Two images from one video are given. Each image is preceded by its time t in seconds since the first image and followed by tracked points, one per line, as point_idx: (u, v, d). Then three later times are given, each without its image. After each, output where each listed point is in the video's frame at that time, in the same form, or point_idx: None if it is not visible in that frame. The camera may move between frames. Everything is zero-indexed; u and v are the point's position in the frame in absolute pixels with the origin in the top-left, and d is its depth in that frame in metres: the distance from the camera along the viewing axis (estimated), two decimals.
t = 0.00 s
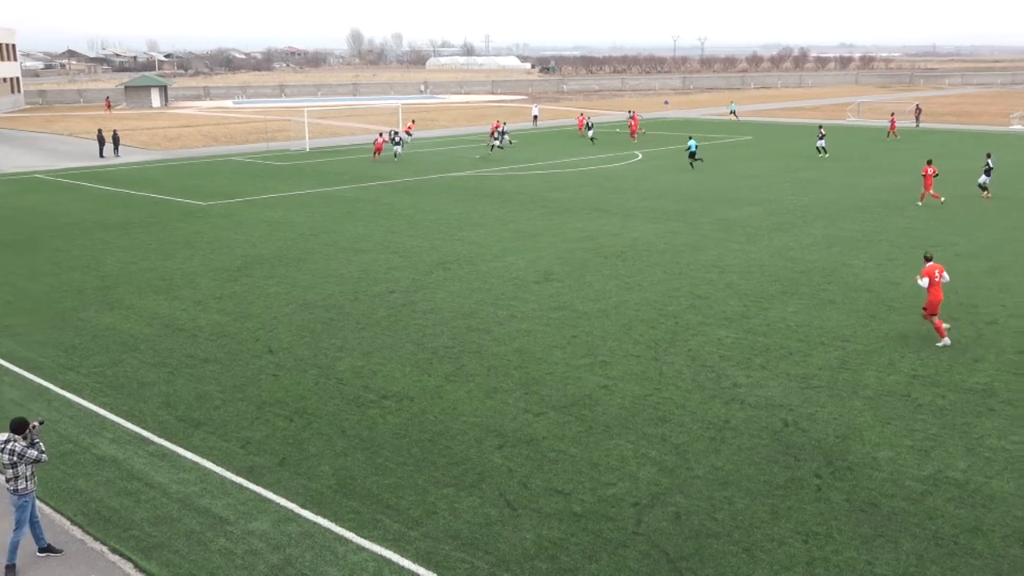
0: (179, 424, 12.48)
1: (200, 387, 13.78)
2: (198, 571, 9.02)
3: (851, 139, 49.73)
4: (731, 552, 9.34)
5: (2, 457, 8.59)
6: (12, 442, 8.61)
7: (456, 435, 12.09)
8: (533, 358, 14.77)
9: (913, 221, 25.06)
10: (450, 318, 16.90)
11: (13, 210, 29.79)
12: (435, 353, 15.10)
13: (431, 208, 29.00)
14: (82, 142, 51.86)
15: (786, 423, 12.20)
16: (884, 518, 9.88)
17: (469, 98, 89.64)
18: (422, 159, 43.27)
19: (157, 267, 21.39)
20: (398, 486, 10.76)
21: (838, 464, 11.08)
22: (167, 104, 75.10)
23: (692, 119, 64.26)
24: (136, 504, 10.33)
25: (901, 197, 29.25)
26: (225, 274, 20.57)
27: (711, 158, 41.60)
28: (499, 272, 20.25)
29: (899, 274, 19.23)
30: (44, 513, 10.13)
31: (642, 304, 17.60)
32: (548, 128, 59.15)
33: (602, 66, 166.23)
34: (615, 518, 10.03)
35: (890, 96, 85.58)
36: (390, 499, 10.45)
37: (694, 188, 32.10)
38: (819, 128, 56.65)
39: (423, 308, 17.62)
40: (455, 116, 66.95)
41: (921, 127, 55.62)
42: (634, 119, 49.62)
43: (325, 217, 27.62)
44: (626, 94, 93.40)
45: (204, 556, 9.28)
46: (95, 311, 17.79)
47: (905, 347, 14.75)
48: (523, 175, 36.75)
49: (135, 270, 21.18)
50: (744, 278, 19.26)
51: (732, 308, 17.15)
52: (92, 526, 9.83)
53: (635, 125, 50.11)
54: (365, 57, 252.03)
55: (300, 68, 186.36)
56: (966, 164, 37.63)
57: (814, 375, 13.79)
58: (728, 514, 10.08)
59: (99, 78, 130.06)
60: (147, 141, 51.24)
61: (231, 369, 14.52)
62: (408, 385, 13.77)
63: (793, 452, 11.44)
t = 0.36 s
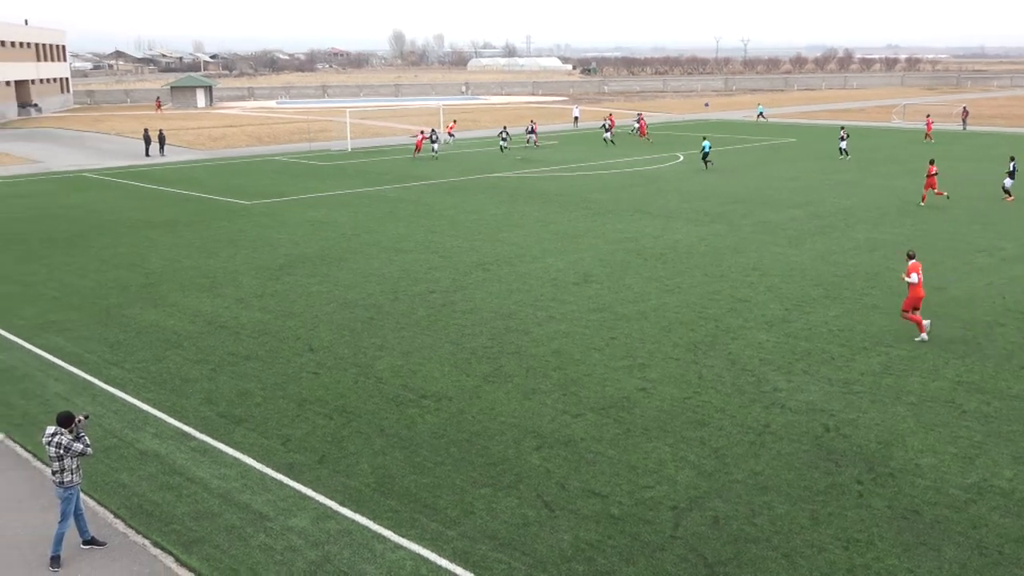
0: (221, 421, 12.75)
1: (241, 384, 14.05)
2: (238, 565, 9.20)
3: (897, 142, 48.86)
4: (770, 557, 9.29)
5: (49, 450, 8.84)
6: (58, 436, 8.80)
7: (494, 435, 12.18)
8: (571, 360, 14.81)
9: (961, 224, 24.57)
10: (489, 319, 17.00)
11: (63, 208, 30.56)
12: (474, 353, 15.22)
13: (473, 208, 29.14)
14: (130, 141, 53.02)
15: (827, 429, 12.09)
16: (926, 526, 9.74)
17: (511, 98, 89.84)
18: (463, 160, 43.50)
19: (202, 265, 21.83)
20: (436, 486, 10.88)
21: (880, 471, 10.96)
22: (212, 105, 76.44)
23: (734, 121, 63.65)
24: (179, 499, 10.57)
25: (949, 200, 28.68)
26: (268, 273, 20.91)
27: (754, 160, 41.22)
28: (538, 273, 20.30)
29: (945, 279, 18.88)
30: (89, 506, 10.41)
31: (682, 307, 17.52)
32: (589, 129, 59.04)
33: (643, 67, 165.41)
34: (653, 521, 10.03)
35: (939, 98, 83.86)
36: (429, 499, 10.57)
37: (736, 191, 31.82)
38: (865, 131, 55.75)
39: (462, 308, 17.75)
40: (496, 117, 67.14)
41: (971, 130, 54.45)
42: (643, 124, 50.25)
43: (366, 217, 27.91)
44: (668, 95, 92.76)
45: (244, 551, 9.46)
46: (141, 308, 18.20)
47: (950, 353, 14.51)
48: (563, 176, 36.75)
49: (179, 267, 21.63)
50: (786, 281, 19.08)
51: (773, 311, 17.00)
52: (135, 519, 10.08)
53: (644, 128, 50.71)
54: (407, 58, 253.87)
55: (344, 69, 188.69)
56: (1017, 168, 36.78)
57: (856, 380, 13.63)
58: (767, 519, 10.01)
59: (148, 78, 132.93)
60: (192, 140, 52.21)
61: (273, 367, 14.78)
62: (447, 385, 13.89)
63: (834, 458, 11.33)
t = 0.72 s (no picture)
0: (258, 419, 12.97)
1: (278, 383, 14.27)
2: (274, 563, 9.33)
3: (940, 142, 48.00)
4: (806, 563, 9.22)
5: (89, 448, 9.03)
6: (98, 435, 8.99)
7: (529, 437, 12.25)
8: (606, 361, 14.82)
9: (1006, 227, 24.10)
10: (524, 320, 17.08)
11: (106, 208, 31.24)
12: (509, 354, 15.30)
13: (509, 209, 29.21)
14: (171, 142, 54.02)
15: (865, 433, 11.96)
16: (967, 533, 9.61)
17: (546, 99, 89.76)
18: (499, 161, 43.61)
19: (241, 264, 22.18)
20: (471, 486, 10.97)
21: (920, 476, 10.82)
22: (251, 106, 77.59)
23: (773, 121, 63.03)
24: (216, 496, 10.77)
25: (994, 203, 28.14)
26: (305, 273, 21.19)
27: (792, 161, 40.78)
28: (573, 275, 20.32)
29: (989, 282, 18.54)
30: (128, 502, 10.65)
31: (718, 308, 17.43)
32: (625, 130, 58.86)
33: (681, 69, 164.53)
34: (689, 524, 10.01)
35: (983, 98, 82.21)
36: (463, 499, 10.66)
37: (774, 192, 31.52)
38: (907, 131, 54.85)
39: (498, 309, 17.84)
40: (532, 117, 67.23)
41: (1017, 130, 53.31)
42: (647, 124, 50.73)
43: (402, 218, 28.14)
44: (705, 95, 92.13)
45: (280, 549, 9.61)
46: (180, 307, 18.56)
47: (992, 358, 14.26)
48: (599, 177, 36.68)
49: (218, 267, 22.01)
50: (823, 284, 18.89)
51: (811, 314, 16.83)
52: (173, 516, 10.30)
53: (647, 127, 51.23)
54: (444, 60, 255.37)
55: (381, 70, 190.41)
56: None
57: (896, 384, 13.46)
58: (804, 524, 9.93)
59: (188, 80, 135.39)
60: (232, 141, 53.01)
61: (309, 366, 14.99)
62: (482, 385, 13.99)
63: (873, 462, 11.20)
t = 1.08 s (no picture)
0: (292, 418, 13.18)
1: (312, 383, 14.48)
2: (307, 561, 9.50)
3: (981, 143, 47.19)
4: (841, 567, 9.17)
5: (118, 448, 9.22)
6: (129, 435, 9.22)
7: (561, 437, 12.31)
8: (639, 362, 14.84)
9: None
10: (556, 320, 17.14)
11: (143, 208, 31.82)
12: (541, 355, 15.38)
13: (542, 210, 29.28)
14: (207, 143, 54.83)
15: (901, 436, 11.85)
16: (1005, 539, 9.51)
17: (579, 100, 89.64)
18: (532, 162, 43.69)
19: (276, 264, 22.50)
20: (503, 487, 11.06)
21: (957, 480, 10.71)
22: (285, 107, 78.47)
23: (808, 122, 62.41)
24: (251, 494, 10.98)
25: None
26: (340, 273, 21.45)
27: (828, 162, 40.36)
28: (606, 276, 20.33)
29: None
30: (163, 500, 10.89)
31: (751, 310, 17.35)
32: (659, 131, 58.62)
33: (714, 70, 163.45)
34: (721, 527, 10.01)
35: None
36: (495, 499, 10.76)
37: (809, 193, 31.23)
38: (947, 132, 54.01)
39: (530, 309, 17.92)
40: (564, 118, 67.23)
41: None
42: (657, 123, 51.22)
43: (435, 218, 28.34)
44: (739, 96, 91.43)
45: (313, 547, 9.77)
46: (215, 306, 18.88)
47: None
48: (631, 178, 36.60)
49: (252, 267, 22.34)
50: (859, 285, 18.72)
51: (846, 316, 16.69)
52: (208, 514, 10.51)
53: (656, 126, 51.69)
54: (476, 61, 256.20)
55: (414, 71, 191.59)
56: None
57: (932, 387, 13.32)
58: (838, 528, 9.88)
59: (224, 82, 137.25)
60: (267, 142, 53.68)
61: (343, 366, 15.19)
62: (514, 386, 14.08)
63: (908, 466, 11.11)
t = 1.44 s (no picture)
0: (315, 418, 13.32)
1: (335, 383, 14.60)
2: (330, 561, 9.60)
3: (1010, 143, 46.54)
4: (865, 571, 9.13)
5: (143, 445, 9.36)
6: (152, 431, 9.41)
7: (583, 438, 12.34)
8: (661, 364, 14.83)
9: None
10: (578, 321, 17.17)
11: (168, 208, 32.22)
12: (563, 356, 15.41)
13: (565, 211, 29.28)
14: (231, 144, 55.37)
15: (927, 439, 11.77)
16: None
17: (603, 100, 89.39)
18: (554, 162, 43.71)
19: (300, 265, 22.70)
20: (525, 487, 11.10)
21: (983, 484, 10.63)
22: (309, 108, 79.02)
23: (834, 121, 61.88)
24: (274, 493, 11.11)
25: None
26: (363, 273, 21.61)
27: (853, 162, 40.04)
28: (628, 277, 20.30)
29: None
30: (188, 498, 11.03)
31: (775, 312, 17.27)
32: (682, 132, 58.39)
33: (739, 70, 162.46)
34: (744, 529, 9.99)
35: None
36: (517, 500, 10.81)
37: (834, 193, 31.00)
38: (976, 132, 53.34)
39: (552, 310, 17.96)
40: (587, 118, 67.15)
41: None
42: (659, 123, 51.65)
43: (457, 219, 28.47)
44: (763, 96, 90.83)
45: (336, 546, 9.88)
46: (239, 306, 19.09)
47: None
48: (654, 178, 36.51)
49: (276, 267, 22.57)
50: (885, 287, 18.57)
51: (871, 318, 16.57)
52: (231, 512, 10.65)
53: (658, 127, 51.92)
54: (499, 61, 256.46)
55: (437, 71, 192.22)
56: None
57: (959, 390, 13.20)
58: (862, 531, 9.83)
59: (250, 83, 138.51)
60: (292, 143, 54.10)
61: (365, 366, 15.30)
62: (536, 387, 14.12)
63: (933, 469, 11.04)
